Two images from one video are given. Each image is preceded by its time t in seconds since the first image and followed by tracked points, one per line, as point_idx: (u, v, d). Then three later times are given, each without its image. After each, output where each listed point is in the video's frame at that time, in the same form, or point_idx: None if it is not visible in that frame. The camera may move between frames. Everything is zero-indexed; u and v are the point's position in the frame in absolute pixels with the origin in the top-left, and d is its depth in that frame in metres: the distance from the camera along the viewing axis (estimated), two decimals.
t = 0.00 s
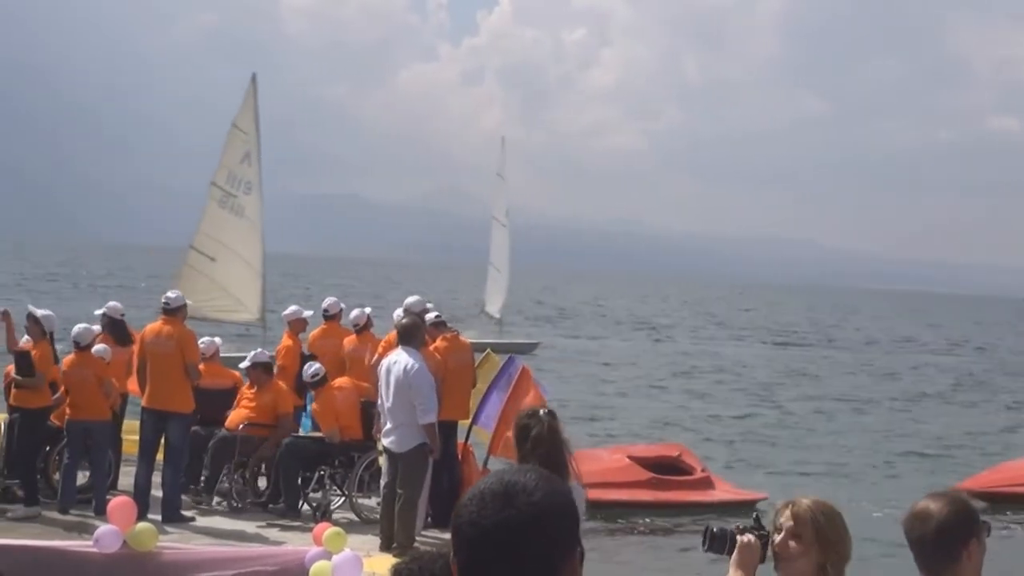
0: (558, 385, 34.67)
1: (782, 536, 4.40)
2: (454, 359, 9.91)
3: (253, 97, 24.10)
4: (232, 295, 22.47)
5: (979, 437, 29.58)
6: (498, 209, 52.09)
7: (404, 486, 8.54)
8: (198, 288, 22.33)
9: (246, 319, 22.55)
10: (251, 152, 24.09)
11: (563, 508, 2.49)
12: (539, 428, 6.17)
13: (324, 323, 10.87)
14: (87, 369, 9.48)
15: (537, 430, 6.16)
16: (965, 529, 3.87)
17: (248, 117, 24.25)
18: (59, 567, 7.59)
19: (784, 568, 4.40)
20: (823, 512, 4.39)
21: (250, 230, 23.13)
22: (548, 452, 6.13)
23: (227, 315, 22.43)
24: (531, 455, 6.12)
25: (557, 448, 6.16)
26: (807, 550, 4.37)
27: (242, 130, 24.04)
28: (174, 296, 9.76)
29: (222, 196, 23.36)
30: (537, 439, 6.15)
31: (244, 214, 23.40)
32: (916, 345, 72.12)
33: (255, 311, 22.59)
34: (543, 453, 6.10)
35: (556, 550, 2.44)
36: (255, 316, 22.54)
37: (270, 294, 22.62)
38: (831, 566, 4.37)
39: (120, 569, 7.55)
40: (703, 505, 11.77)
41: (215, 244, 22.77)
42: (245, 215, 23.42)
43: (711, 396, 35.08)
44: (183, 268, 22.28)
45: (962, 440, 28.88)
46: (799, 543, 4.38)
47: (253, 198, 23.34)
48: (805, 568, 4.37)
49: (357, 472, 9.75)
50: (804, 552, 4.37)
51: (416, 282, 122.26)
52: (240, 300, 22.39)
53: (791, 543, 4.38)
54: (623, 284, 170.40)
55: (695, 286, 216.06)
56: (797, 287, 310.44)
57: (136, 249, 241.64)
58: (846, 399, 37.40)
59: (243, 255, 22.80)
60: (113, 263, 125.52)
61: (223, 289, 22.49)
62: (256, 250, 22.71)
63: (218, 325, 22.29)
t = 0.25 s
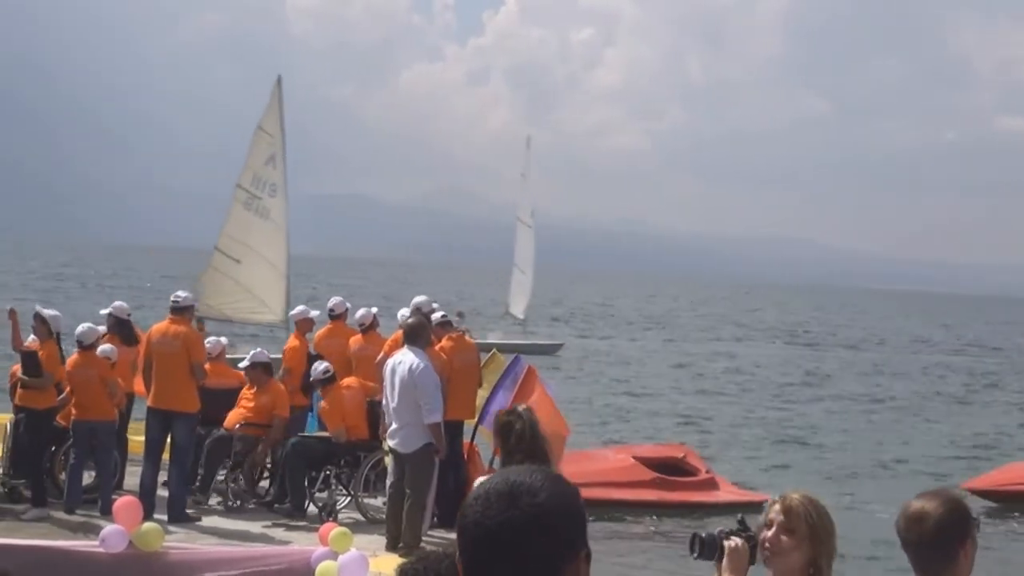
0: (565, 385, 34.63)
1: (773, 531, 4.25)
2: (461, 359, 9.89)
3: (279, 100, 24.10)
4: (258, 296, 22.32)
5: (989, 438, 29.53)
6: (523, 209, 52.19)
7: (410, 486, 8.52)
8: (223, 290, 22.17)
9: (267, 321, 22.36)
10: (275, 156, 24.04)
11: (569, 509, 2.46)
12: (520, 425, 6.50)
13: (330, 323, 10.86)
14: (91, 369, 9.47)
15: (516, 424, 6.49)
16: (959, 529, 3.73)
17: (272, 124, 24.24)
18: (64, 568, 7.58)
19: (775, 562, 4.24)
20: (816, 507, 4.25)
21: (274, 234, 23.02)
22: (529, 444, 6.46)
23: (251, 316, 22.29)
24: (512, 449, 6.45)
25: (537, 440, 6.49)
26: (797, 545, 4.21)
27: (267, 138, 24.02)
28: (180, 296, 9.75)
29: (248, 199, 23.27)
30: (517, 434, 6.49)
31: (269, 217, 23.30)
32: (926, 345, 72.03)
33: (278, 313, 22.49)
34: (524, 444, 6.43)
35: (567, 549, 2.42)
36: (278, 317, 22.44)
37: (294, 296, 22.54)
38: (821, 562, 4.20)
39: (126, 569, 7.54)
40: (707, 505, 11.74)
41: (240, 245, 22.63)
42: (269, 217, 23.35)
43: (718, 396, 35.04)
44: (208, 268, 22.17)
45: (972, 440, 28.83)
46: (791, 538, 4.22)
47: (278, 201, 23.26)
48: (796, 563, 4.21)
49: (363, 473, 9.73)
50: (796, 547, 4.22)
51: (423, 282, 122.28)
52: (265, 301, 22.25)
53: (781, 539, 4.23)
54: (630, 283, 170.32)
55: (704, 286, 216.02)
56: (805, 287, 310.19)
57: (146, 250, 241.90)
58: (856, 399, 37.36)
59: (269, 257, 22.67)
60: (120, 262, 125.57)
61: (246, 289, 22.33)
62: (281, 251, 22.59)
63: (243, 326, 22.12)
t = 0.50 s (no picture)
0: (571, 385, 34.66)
1: (762, 528, 4.20)
2: (467, 360, 9.91)
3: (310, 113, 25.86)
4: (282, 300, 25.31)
5: (998, 437, 29.49)
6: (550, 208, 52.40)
7: (418, 487, 8.52)
8: (253, 293, 25.30)
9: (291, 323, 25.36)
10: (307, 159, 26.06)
11: (575, 511, 2.52)
12: (494, 424, 6.26)
13: (337, 323, 10.88)
14: (99, 368, 9.49)
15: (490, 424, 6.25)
16: (955, 530, 3.69)
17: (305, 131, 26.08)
18: (72, 568, 7.59)
19: (765, 561, 4.19)
20: (803, 506, 4.21)
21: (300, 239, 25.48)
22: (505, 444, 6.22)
23: (278, 316, 25.25)
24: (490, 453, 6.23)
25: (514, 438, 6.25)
26: (788, 543, 4.16)
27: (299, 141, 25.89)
28: (192, 297, 9.78)
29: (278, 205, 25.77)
30: (492, 435, 6.24)
31: (298, 220, 25.70)
32: (937, 345, 71.96)
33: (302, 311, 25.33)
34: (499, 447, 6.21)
35: (567, 546, 2.51)
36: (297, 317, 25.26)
37: (319, 296, 25.21)
38: (810, 558, 4.16)
39: (135, 568, 7.55)
40: (716, 503, 11.71)
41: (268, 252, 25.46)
42: (298, 220, 25.71)
43: (725, 396, 35.07)
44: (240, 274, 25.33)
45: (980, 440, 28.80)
46: (781, 535, 4.17)
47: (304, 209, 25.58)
48: (787, 560, 4.17)
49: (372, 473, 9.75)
50: (787, 543, 4.17)
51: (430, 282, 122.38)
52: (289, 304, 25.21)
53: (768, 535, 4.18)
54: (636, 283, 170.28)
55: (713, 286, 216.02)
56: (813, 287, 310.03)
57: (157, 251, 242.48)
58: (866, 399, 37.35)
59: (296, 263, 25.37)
60: (127, 263, 125.85)
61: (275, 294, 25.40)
62: (306, 258, 25.04)
63: (272, 325, 25.09)
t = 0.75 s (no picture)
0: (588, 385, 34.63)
1: (771, 526, 4.20)
2: (486, 359, 9.92)
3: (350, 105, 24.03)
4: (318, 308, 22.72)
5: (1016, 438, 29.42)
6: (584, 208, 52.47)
7: (435, 487, 8.54)
8: (288, 296, 22.80)
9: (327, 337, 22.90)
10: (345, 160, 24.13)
11: (592, 509, 2.53)
12: (489, 429, 6.24)
13: (355, 322, 10.89)
14: (116, 369, 9.51)
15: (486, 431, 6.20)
16: (966, 531, 3.69)
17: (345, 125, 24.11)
18: (91, 567, 7.62)
19: (774, 559, 4.19)
20: (810, 502, 4.21)
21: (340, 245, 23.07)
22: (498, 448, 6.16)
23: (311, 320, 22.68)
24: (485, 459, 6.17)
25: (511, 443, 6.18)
26: (795, 539, 4.17)
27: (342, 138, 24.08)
28: (214, 297, 9.80)
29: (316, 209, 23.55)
30: (487, 438, 6.19)
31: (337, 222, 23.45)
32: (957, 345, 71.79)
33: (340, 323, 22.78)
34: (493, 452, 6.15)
35: (584, 544, 2.51)
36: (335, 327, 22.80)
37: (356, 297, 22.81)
38: (814, 556, 4.16)
39: (154, 568, 7.58)
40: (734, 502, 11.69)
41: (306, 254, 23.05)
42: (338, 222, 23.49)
43: (742, 395, 35.00)
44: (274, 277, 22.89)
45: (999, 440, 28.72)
46: (788, 531, 4.17)
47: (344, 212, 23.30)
48: (794, 557, 4.17)
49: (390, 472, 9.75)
50: (795, 540, 4.17)
51: (446, 282, 122.38)
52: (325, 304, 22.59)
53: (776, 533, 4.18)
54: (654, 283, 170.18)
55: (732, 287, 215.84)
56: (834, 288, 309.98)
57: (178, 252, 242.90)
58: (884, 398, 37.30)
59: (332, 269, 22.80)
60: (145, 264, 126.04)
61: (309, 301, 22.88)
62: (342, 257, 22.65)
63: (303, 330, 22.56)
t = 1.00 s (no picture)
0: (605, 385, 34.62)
1: (783, 521, 4.19)
2: (501, 359, 9.91)
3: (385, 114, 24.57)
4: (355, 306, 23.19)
5: None
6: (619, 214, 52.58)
7: (451, 485, 8.54)
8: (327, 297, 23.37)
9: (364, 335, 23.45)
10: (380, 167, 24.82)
11: (609, 510, 2.53)
12: (487, 434, 6.22)
13: (373, 323, 10.89)
14: (134, 370, 9.52)
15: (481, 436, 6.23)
16: (979, 531, 3.68)
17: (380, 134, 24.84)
18: (107, 567, 7.63)
19: (787, 554, 4.18)
20: (822, 500, 4.20)
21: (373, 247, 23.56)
22: (493, 453, 6.15)
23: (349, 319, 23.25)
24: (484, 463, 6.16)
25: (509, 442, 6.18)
26: (807, 535, 4.16)
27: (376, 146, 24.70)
28: (234, 298, 9.81)
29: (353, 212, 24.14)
30: (486, 444, 6.18)
31: (373, 223, 23.98)
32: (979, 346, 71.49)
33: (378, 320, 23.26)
34: (490, 455, 6.13)
35: (601, 545, 2.51)
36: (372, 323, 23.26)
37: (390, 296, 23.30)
38: (825, 551, 4.16)
39: (172, 569, 7.59)
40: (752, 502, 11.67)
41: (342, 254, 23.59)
42: (374, 223, 24.03)
43: (759, 395, 34.95)
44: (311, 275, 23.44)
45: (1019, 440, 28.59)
46: (801, 527, 4.16)
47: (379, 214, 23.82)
48: (806, 553, 4.16)
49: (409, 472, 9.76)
50: (807, 537, 4.16)
51: (464, 283, 122.29)
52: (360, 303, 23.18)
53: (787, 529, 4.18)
54: (671, 283, 170.22)
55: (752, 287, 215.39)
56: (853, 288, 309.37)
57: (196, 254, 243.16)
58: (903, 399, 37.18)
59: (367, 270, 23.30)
60: (163, 265, 126.38)
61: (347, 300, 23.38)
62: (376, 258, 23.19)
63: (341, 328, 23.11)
